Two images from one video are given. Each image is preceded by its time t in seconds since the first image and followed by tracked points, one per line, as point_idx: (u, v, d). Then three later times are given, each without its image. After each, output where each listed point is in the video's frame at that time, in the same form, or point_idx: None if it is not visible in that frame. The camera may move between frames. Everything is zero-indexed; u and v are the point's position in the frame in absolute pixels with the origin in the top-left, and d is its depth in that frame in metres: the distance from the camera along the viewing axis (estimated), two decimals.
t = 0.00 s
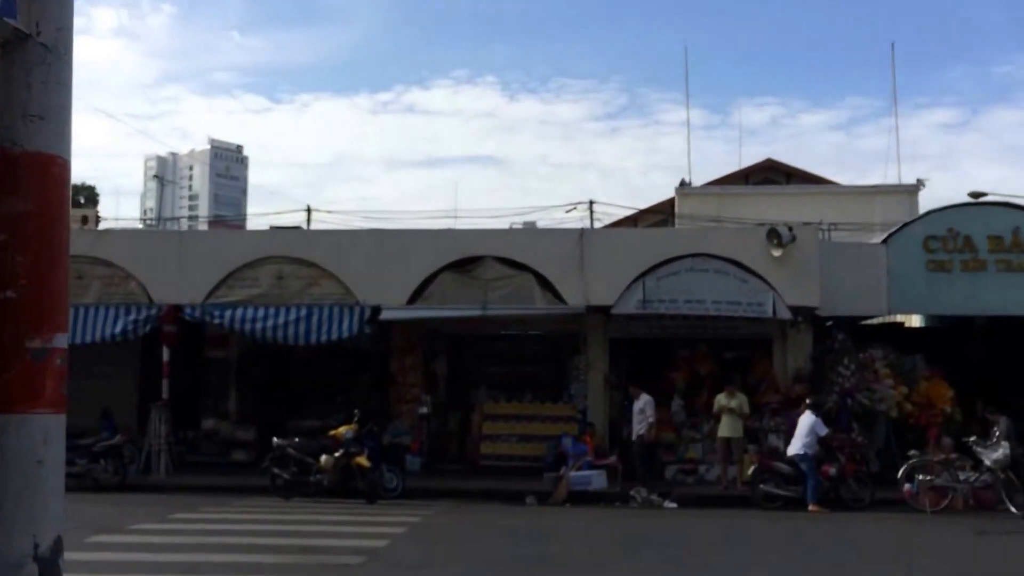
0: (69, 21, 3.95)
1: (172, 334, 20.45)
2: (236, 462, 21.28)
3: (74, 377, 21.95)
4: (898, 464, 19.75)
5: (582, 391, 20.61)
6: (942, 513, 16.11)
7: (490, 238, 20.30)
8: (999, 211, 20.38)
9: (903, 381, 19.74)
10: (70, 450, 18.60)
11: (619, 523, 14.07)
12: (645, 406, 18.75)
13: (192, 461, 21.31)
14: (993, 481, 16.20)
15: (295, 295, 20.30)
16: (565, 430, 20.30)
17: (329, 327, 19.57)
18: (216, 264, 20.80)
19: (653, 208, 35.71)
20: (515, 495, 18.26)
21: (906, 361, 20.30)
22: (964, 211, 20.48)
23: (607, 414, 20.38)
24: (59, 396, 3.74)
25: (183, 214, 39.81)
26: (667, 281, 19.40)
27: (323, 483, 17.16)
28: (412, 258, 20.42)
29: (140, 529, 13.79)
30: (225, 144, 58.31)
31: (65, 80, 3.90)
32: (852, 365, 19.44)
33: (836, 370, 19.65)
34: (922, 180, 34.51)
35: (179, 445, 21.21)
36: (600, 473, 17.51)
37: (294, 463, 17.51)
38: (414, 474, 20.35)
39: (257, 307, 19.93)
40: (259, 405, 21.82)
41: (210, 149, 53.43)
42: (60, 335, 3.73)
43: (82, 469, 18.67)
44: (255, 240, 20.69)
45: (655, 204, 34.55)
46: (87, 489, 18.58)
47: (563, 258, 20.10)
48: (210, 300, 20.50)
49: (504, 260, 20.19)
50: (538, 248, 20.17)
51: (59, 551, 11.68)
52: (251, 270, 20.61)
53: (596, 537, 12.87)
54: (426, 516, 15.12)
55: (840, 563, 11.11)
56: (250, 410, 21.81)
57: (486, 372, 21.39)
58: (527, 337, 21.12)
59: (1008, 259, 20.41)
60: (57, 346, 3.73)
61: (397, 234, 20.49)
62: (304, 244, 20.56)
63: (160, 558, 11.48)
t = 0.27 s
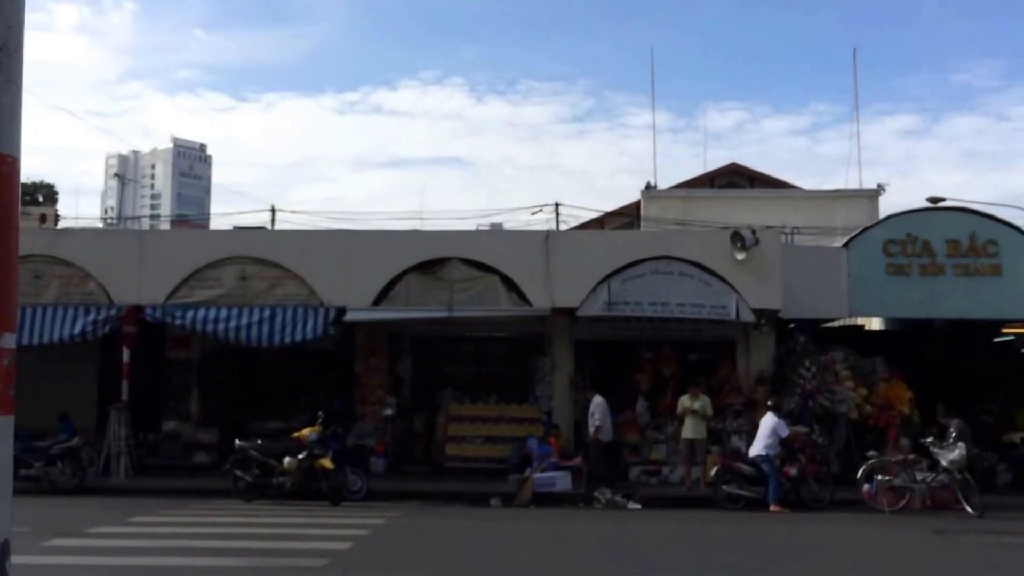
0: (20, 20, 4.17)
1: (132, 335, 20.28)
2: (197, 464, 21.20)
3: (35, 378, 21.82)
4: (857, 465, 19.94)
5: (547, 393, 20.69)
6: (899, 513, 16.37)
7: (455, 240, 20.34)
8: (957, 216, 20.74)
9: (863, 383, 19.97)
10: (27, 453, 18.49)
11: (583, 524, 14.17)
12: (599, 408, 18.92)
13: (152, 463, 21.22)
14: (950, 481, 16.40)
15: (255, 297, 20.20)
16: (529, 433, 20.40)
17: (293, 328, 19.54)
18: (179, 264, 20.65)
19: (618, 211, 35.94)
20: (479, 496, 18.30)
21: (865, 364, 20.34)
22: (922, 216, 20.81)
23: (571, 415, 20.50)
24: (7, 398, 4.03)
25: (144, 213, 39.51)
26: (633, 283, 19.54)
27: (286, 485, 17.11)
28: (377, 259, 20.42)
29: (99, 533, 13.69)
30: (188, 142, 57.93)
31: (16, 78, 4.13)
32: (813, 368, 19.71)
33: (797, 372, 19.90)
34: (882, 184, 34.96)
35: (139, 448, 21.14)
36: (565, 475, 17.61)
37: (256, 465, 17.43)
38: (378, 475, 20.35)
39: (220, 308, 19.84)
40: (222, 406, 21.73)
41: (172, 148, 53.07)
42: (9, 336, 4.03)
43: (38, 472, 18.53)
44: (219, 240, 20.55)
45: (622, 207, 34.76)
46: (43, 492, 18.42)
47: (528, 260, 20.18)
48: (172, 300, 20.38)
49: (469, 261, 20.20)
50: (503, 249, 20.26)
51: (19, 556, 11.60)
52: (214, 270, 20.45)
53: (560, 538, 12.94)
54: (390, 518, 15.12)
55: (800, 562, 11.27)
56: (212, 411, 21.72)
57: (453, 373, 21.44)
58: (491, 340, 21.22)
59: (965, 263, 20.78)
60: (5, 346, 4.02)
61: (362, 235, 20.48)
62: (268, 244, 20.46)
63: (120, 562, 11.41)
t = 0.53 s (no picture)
0: None
1: (92, 335, 19.94)
2: (159, 466, 21.11)
3: None
4: (819, 467, 20.19)
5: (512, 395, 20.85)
6: (859, 513, 16.58)
7: (420, 241, 20.34)
8: (917, 221, 21.02)
9: (824, 385, 20.11)
10: None
11: (547, 526, 14.20)
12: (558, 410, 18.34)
13: (112, 465, 21.04)
14: (909, 481, 16.60)
15: (218, 297, 20.14)
16: (493, 434, 20.53)
17: (257, 329, 19.48)
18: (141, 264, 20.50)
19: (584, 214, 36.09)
20: (444, 498, 18.32)
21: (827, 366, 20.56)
22: (883, 220, 21.06)
23: (536, 416, 20.47)
24: None
25: (106, 213, 39.12)
26: (598, 285, 19.72)
27: (249, 488, 17.04)
28: (342, 260, 20.36)
29: (59, 536, 13.55)
30: (151, 141, 57.44)
31: None
32: (775, 371, 19.94)
33: (759, 375, 20.09)
34: (845, 190, 35.39)
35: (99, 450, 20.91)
36: (529, 477, 17.68)
37: (219, 467, 17.31)
38: (342, 477, 20.28)
39: (183, 308, 19.71)
40: (185, 408, 21.56)
41: (135, 147, 52.61)
42: None
43: None
44: (182, 240, 20.41)
45: (588, 210, 34.90)
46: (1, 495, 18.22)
47: (493, 262, 20.22)
48: (134, 301, 20.23)
49: (434, 263, 20.21)
50: (469, 251, 20.28)
51: None
52: (178, 270, 20.34)
53: (524, 539, 12.99)
54: (354, 520, 15.11)
55: (762, 562, 11.39)
56: (174, 413, 21.59)
57: (419, 375, 21.48)
58: (456, 342, 21.29)
59: (924, 267, 21.07)
60: None
61: (327, 236, 20.43)
62: (232, 245, 20.37)
63: (81, 565, 11.32)
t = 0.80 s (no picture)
0: None
1: (53, 335, 19.64)
2: (121, 468, 20.93)
3: None
4: (782, 467, 20.32)
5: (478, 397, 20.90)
6: (821, 514, 16.76)
7: (386, 242, 20.33)
8: (879, 225, 21.24)
9: (788, 386, 20.31)
10: None
11: (512, 528, 14.22)
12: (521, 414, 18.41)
13: (72, 467, 20.82)
14: (869, 482, 16.80)
15: (181, 297, 19.88)
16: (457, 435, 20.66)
17: (221, 330, 19.37)
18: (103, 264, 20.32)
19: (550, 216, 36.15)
20: (409, 500, 18.30)
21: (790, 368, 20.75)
22: (845, 223, 21.25)
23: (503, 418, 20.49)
24: None
25: (67, 211, 38.70)
26: (564, 287, 19.74)
27: (212, 490, 16.94)
28: (307, 260, 20.29)
29: (18, 539, 13.41)
30: (114, 139, 56.89)
31: None
32: (739, 372, 20.23)
33: (723, 376, 20.41)
34: (808, 193, 35.73)
35: (59, 452, 20.61)
36: (494, 478, 17.63)
37: (181, 469, 17.20)
38: (306, 479, 20.21)
39: (145, 309, 19.56)
40: (147, 410, 21.43)
41: (97, 144, 52.08)
42: None
43: None
44: (145, 240, 20.27)
45: (554, 211, 34.97)
46: None
47: (459, 263, 20.23)
48: (95, 301, 20.02)
49: (400, 264, 20.22)
50: (435, 252, 20.30)
51: None
52: (139, 270, 20.18)
53: (489, 540, 13.01)
54: (318, 522, 15.06)
55: (725, 562, 11.49)
56: (136, 414, 21.42)
57: (384, 377, 21.41)
58: (422, 343, 21.26)
59: (886, 271, 21.31)
60: None
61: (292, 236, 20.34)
62: (196, 245, 20.26)
63: (40, 569, 11.20)
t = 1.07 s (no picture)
0: None
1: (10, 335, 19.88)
2: (81, 471, 20.64)
3: None
4: (746, 469, 20.34)
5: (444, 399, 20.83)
6: (784, 515, 16.87)
7: (351, 242, 20.20)
8: (843, 229, 21.41)
9: (752, 389, 20.43)
10: None
11: (477, 530, 14.19)
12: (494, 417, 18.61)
13: (31, 470, 20.56)
14: (830, 483, 16.86)
15: (144, 297, 19.74)
16: (422, 437, 20.43)
17: (183, 330, 19.19)
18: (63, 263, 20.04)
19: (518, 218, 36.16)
20: (373, 502, 18.22)
21: (755, 370, 20.93)
22: (809, 227, 21.38)
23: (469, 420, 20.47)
24: None
25: (28, 210, 38.24)
26: (531, 288, 19.81)
27: (173, 492, 16.77)
28: (272, 261, 20.15)
29: None
30: (76, 137, 56.31)
31: None
32: (705, 375, 20.18)
33: (689, 378, 20.31)
34: (773, 197, 35.97)
35: (17, 454, 20.42)
36: (460, 479, 17.65)
37: (143, 472, 17.02)
38: (270, 481, 20.09)
39: (107, 309, 19.34)
40: (108, 412, 21.14)
41: (59, 143, 51.52)
42: None
43: None
44: (106, 239, 20.01)
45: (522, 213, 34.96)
46: None
47: (425, 264, 20.18)
48: (55, 301, 19.77)
49: (365, 264, 20.15)
50: (401, 253, 20.25)
51: None
52: (100, 269, 19.91)
53: (453, 543, 12.98)
54: (282, 525, 14.95)
55: (688, 563, 11.52)
56: (96, 416, 21.12)
57: (349, 378, 21.36)
58: (389, 344, 21.18)
59: (849, 274, 21.50)
60: None
61: (256, 235, 20.18)
62: (159, 244, 20.05)
63: None
